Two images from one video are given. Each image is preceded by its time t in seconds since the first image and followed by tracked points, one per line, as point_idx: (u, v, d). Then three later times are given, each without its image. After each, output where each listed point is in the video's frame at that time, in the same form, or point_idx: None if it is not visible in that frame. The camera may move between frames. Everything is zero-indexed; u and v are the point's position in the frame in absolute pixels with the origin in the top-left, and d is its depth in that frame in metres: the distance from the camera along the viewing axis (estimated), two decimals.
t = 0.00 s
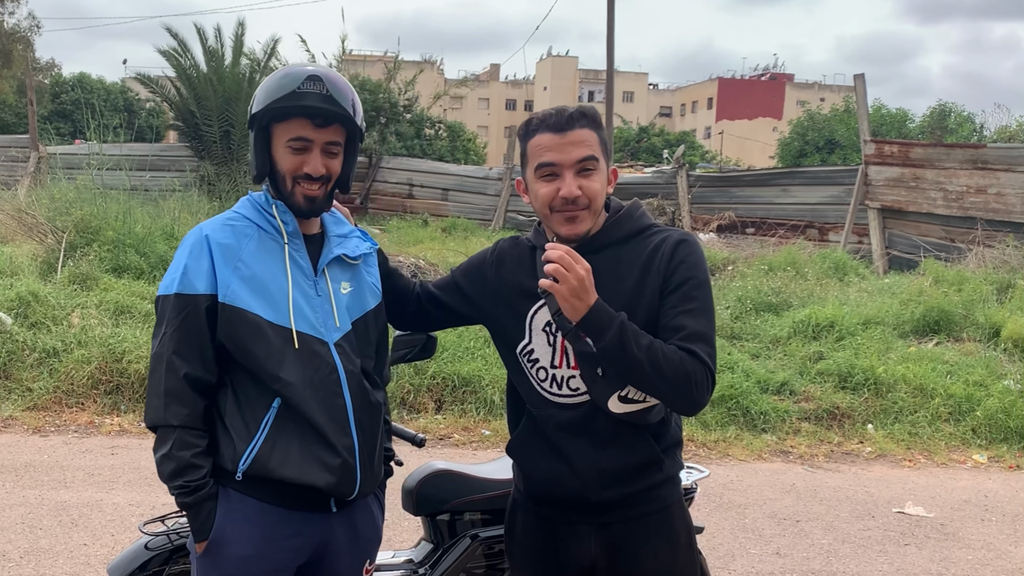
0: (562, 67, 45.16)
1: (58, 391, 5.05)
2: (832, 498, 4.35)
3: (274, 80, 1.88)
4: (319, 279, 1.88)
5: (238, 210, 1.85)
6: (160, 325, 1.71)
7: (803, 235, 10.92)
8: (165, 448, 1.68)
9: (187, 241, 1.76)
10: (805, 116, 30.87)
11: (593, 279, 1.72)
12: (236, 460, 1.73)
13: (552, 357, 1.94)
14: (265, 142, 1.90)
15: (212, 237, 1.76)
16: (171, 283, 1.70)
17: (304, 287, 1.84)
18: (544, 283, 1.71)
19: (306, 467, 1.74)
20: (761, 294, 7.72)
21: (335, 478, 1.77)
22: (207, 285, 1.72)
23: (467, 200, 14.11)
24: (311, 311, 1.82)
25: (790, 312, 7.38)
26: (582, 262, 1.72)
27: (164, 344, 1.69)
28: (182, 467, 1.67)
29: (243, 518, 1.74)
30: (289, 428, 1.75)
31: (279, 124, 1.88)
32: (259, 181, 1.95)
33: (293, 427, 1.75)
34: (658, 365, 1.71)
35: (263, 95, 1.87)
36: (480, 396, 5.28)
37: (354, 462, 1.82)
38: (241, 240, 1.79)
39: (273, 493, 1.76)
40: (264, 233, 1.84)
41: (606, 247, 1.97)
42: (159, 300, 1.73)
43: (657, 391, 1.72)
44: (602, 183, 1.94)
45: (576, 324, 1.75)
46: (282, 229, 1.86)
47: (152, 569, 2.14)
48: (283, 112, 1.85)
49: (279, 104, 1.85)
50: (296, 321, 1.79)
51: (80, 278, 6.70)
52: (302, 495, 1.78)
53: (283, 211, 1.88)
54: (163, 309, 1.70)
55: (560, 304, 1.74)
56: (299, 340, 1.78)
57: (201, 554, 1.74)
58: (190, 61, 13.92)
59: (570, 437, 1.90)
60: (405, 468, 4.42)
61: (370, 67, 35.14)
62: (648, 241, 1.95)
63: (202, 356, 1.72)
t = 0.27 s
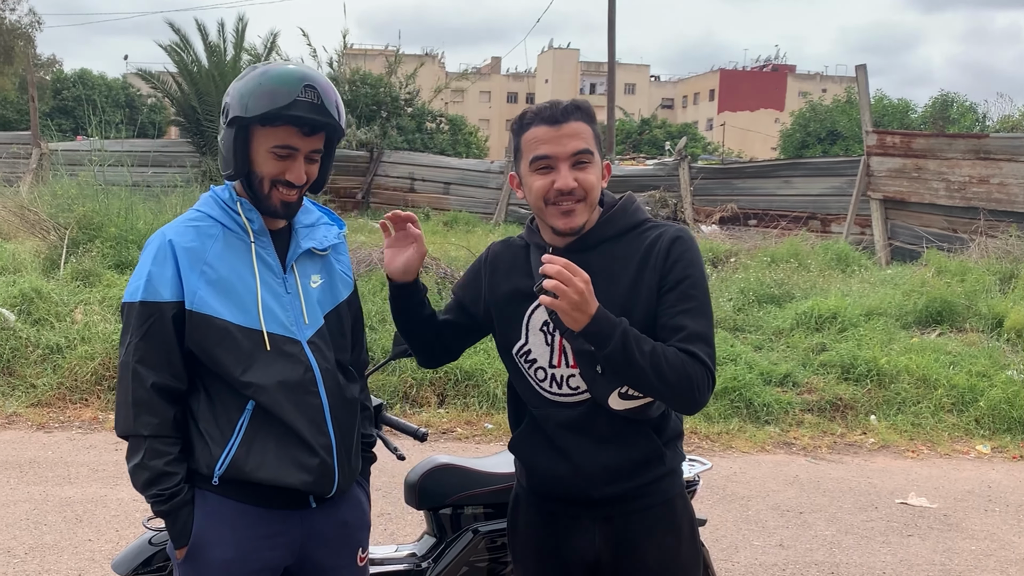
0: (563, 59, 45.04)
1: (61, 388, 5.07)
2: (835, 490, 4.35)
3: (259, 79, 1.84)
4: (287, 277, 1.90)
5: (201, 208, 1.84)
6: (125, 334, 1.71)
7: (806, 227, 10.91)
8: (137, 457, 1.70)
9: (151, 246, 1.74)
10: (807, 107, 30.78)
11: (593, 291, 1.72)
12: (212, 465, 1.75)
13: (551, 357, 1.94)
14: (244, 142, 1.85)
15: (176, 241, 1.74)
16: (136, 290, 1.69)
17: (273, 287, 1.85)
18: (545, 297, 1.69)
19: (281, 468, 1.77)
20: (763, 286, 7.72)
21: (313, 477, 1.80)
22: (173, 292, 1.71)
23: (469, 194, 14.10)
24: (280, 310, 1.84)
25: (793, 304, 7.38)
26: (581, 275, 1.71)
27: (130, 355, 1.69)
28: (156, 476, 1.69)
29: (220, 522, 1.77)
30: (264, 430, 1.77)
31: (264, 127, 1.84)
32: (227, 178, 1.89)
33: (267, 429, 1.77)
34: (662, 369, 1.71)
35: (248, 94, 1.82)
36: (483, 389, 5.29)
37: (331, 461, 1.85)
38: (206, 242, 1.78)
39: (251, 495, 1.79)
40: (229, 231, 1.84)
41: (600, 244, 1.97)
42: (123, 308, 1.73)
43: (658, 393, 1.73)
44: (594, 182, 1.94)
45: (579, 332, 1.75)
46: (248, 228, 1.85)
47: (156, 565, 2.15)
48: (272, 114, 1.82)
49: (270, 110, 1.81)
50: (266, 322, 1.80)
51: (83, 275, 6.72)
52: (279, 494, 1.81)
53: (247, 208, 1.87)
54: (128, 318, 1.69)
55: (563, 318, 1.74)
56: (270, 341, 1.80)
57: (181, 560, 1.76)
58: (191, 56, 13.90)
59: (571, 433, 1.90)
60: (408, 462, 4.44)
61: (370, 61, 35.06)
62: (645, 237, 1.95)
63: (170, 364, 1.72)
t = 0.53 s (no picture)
0: (567, 51, 44.89)
1: (68, 384, 5.08)
2: (842, 481, 4.35)
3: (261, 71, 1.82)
4: (278, 276, 1.90)
5: (188, 206, 1.81)
6: (115, 340, 1.69)
7: (811, 217, 10.87)
8: (134, 463, 1.69)
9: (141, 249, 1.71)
10: (812, 97, 30.63)
11: (604, 296, 1.73)
12: (209, 469, 1.76)
13: (555, 350, 1.94)
14: (245, 140, 1.82)
15: (170, 244, 1.71)
16: (128, 294, 1.66)
17: (264, 288, 1.85)
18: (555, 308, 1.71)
19: (278, 470, 1.79)
20: (769, 277, 7.70)
21: (308, 478, 1.83)
22: (168, 297, 1.69)
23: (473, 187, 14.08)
24: (272, 311, 1.85)
25: (799, 295, 7.35)
26: (589, 282, 1.73)
27: (122, 361, 1.67)
28: (154, 481, 1.69)
29: (218, 523, 1.78)
30: (260, 433, 1.79)
31: (267, 124, 1.82)
32: (222, 176, 1.85)
33: (263, 431, 1.79)
34: (678, 366, 1.74)
35: (251, 86, 1.80)
36: (489, 383, 5.29)
37: (325, 461, 1.88)
38: (198, 243, 1.76)
39: (248, 496, 1.80)
40: (220, 232, 1.82)
41: (602, 236, 1.96)
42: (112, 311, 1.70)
43: (673, 388, 1.75)
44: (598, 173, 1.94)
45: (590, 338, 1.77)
46: (239, 228, 1.84)
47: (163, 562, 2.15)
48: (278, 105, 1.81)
49: (279, 107, 1.80)
50: (259, 325, 1.80)
51: (89, 272, 6.74)
52: (274, 494, 1.83)
53: (238, 209, 1.85)
54: (120, 322, 1.67)
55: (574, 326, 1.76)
56: (264, 344, 1.80)
57: (179, 562, 1.77)
58: (194, 52, 13.89)
59: (571, 428, 1.89)
60: (414, 456, 4.44)
61: (373, 55, 34.99)
62: (646, 229, 1.93)
63: (164, 369, 1.71)
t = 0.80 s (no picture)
0: (570, 47, 44.80)
1: (73, 383, 5.10)
2: (848, 476, 4.33)
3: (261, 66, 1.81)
4: (275, 277, 1.91)
5: (188, 205, 1.79)
6: (118, 342, 1.67)
7: (816, 212, 10.83)
8: (136, 467, 1.67)
9: (146, 249, 1.69)
10: (817, 91, 30.50)
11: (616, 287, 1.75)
12: (207, 472, 1.75)
13: (562, 342, 1.93)
14: (247, 132, 1.81)
15: (178, 246, 1.70)
16: (134, 297, 1.65)
17: (264, 289, 1.85)
18: (571, 298, 1.72)
19: (276, 473, 1.79)
20: (774, 272, 7.67)
21: (305, 480, 1.84)
22: (174, 301, 1.69)
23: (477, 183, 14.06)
24: (272, 313, 1.85)
25: (804, 290, 7.33)
26: (606, 273, 1.74)
27: (126, 364, 1.66)
28: (157, 486, 1.67)
29: (216, 525, 1.78)
30: (259, 437, 1.79)
31: (268, 115, 1.82)
32: (225, 172, 1.84)
33: (261, 434, 1.79)
34: (688, 362, 1.75)
35: (249, 82, 1.79)
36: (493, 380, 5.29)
37: (320, 463, 1.89)
38: (202, 245, 1.75)
39: (245, 497, 1.80)
40: (223, 233, 1.81)
41: (612, 231, 1.94)
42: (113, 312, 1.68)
43: (684, 385, 1.76)
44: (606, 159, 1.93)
45: (600, 331, 1.78)
46: (242, 229, 1.84)
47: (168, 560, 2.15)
48: (282, 103, 1.80)
49: (279, 94, 1.79)
50: (259, 328, 1.80)
51: (94, 271, 6.76)
52: (270, 496, 1.83)
53: (241, 210, 1.85)
54: (125, 326, 1.65)
55: (587, 316, 1.77)
56: (263, 346, 1.80)
57: (176, 564, 1.76)
58: (198, 50, 13.90)
59: (577, 423, 1.88)
60: (419, 454, 4.45)
61: (376, 52, 34.98)
62: (657, 226, 1.93)
63: (168, 372, 1.70)
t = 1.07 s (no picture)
0: (573, 47, 44.80)
1: (78, 385, 5.11)
2: (852, 476, 4.32)
3: (281, 77, 1.81)
4: (272, 279, 1.91)
5: (183, 208, 1.78)
6: (114, 347, 1.65)
7: (820, 212, 10.82)
8: (134, 472, 1.67)
9: (143, 254, 1.67)
10: (820, 91, 30.45)
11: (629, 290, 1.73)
12: (204, 476, 1.76)
13: (568, 342, 1.93)
14: (258, 141, 1.80)
15: (176, 250, 1.70)
16: (133, 301, 1.64)
17: (261, 291, 1.85)
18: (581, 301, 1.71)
19: (275, 474, 1.80)
20: (778, 272, 7.66)
21: (302, 482, 1.85)
22: (172, 305, 1.68)
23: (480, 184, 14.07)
24: (269, 316, 1.85)
25: (808, 290, 7.32)
26: (617, 275, 1.73)
27: (123, 369, 1.64)
28: (156, 491, 1.67)
29: (214, 526, 1.79)
30: (256, 438, 1.80)
31: (282, 126, 1.81)
32: (231, 176, 1.82)
33: (259, 436, 1.80)
34: (696, 367, 1.74)
35: (271, 91, 1.79)
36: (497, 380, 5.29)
37: (316, 464, 1.90)
38: (200, 248, 1.74)
39: (242, 499, 1.81)
40: (220, 236, 1.80)
41: (624, 232, 1.95)
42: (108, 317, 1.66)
43: (690, 390, 1.75)
44: (608, 164, 1.90)
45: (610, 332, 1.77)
46: (238, 232, 1.83)
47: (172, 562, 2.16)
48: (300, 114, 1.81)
49: (297, 107, 1.79)
50: (257, 330, 1.81)
51: (98, 272, 6.77)
52: (266, 497, 1.84)
53: (237, 213, 1.84)
54: (123, 330, 1.64)
55: (598, 319, 1.75)
56: (260, 348, 1.80)
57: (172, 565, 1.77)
58: (201, 52, 13.93)
59: (583, 422, 1.88)
60: (422, 454, 4.45)
61: (379, 53, 35.02)
62: (668, 230, 1.92)
63: (166, 376, 1.70)
